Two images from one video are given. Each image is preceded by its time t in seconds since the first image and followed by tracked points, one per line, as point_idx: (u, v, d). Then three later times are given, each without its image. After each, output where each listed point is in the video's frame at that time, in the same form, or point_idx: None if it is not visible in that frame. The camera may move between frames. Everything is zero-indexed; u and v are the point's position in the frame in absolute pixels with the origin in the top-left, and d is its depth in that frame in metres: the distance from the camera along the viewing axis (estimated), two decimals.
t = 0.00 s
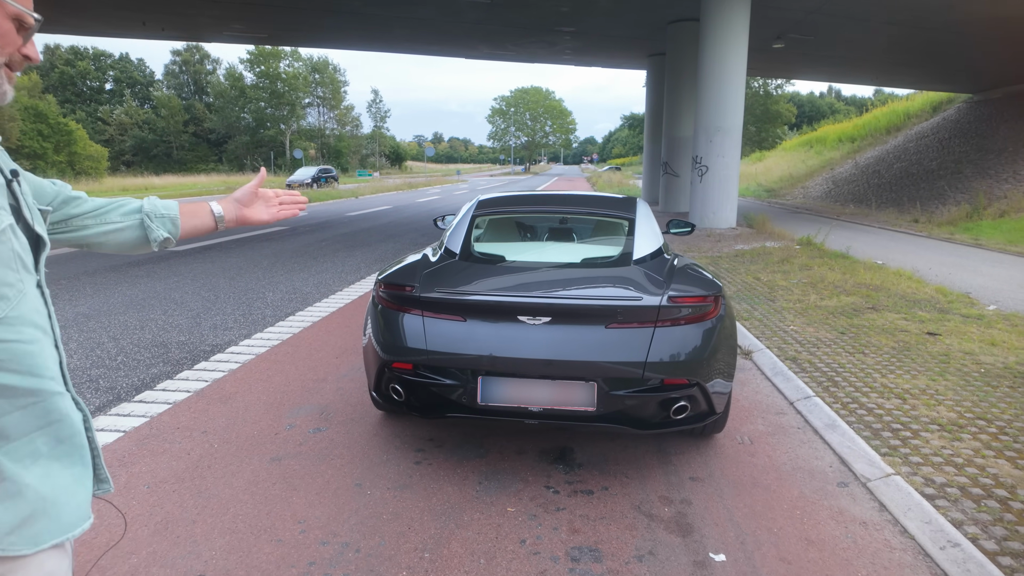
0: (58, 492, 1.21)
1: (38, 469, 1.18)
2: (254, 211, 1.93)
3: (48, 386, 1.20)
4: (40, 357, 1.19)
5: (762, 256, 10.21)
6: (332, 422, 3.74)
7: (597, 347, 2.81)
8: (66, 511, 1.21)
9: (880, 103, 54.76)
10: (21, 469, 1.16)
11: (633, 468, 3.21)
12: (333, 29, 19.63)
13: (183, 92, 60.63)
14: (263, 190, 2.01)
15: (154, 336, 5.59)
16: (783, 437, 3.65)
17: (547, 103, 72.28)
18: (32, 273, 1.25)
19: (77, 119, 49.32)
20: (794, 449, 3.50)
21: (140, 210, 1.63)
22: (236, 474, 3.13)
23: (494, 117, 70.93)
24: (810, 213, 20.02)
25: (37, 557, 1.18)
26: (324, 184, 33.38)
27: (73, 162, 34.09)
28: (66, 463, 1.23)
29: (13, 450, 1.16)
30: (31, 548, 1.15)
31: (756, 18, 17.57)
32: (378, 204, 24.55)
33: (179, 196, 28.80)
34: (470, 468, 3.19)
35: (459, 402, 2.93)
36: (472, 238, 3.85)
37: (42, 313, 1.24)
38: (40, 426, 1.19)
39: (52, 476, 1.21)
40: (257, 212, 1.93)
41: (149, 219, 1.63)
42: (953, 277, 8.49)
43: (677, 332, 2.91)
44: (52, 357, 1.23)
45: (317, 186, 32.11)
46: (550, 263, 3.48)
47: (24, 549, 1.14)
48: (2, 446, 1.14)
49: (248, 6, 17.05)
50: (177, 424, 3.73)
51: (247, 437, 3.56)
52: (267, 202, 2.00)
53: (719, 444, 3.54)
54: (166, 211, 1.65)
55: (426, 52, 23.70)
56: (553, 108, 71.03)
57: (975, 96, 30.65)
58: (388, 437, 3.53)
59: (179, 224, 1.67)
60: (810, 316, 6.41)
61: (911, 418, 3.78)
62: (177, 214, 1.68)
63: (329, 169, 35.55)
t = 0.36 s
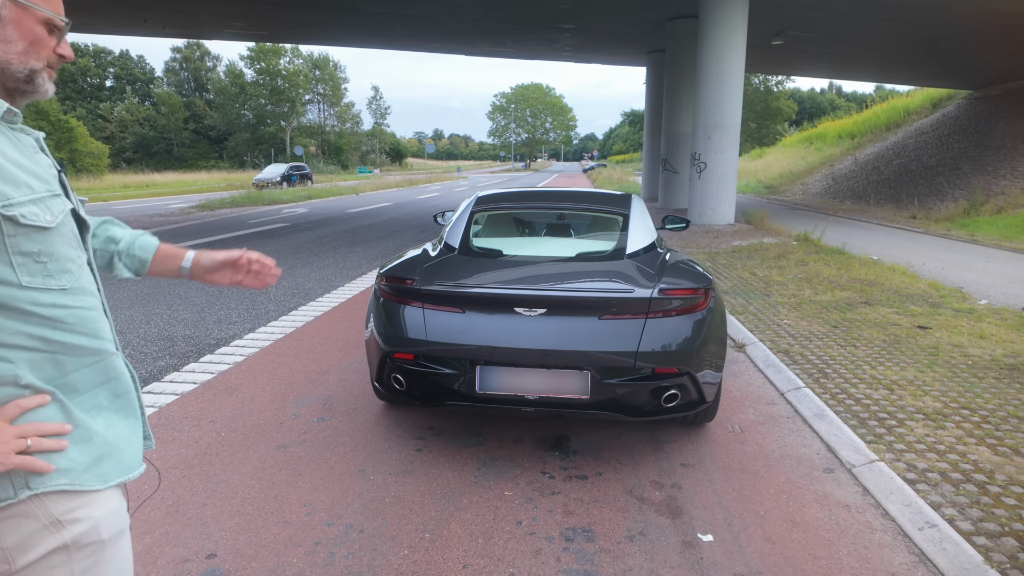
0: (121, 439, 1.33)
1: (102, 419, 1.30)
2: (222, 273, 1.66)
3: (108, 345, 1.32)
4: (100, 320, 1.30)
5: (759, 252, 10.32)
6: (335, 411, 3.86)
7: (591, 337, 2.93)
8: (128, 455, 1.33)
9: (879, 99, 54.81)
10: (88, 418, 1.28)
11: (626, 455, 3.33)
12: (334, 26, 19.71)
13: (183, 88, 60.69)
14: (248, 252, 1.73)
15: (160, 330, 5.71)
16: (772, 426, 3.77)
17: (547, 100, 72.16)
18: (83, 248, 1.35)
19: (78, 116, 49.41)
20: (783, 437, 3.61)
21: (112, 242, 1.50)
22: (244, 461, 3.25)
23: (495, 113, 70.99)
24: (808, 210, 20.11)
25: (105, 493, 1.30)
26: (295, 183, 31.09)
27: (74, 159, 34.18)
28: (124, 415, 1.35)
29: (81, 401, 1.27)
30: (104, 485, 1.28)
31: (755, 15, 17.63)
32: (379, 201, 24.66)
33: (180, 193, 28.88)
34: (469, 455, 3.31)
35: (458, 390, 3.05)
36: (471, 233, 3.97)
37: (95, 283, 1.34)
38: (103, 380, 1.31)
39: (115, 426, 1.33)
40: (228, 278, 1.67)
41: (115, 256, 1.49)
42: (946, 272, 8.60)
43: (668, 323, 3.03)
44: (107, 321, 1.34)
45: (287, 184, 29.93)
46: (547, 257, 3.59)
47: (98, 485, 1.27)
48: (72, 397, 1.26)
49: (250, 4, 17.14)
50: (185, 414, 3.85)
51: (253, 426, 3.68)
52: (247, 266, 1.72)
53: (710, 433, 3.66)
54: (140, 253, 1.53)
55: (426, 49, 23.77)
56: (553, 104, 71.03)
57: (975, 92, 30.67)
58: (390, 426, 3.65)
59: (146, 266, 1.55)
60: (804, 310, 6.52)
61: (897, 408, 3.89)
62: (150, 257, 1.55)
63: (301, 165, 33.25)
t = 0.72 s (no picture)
0: (159, 428, 1.45)
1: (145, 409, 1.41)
2: None
3: (151, 341, 1.43)
4: (143, 319, 1.41)
5: (758, 250, 10.40)
6: (341, 407, 3.94)
7: (592, 334, 3.01)
8: (163, 445, 1.45)
9: (880, 96, 54.78)
10: (134, 408, 1.38)
11: (627, 450, 3.41)
12: (335, 24, 19.76)
13: (183, 85, 60.64)
14: None
15: (166, 327, 5.80)
16: (770, 422, 3.84)
17: (548, 97, 72.05)
18: (130, 249, 1.45)
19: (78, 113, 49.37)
20: (780, 433, 3.69)
21: None
22: (253, 455, 3.33)
23: (495, 110, 71.02)
24: (808, 208, 20.18)
25: (144, 480, 1.40)
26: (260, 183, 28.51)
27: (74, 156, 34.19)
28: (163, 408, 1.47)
29: (128, 392, 1.37)
30: (145, 471, 1.39)
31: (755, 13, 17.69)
32: (380, 198, 24.72)
33: (180, 190, 28.91)
34: (473, 450, 3.39)
35: (462, 387, 3.12)
36: (474, 232, 4.04)
37: (141, 282, 1.44)
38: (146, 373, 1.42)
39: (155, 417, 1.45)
40: None
41: None
42: (944, 270, 8.67)
43: (668, 321, 3.10)
44: (150, 318, 1.44)
45: (250, 185, 27.45)
46: (549, 256, 3.66)
47: (139, 472, 1.37)
48: (119, 389, 1.35)
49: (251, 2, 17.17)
50: (195, 409, 3.93)
51: (261, 421, 3.76)
52: None
53: (709, 428, 3.73)
54: None
55: (427, 46, 23.81)
56: (553, 101, 71.06)
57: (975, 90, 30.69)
58: (395, 421, 3.73)
59: None
60: (802, 307, 6.60)
61: (891, 404, 3.97)
62: None
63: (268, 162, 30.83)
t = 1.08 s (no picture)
0: (183, 420, 1.49)
1: (170, 403, 1.45)
2: None
3: (174, 335, 1.46)
4: (169, 314, 1.44)
5: (759, 249, 10.45)
6: (349, 403, 3.99)
7: (597, 329, 3.07)
8: (185, 436, 1.49)
9: (880, 96, 54.84)
10: (159, 401, 1.42)
11: (630, 444, 3.46)
12: (336, 24, 19.81)
13: (183, 84, 60.65)
14: None
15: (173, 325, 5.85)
16: (771, 417, 3.90)
17: (548, 96, 72.09)
18: (156, 245, 1.47)
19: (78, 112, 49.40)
20: (782, 428, 3.74)
21: None
22: (263, 449, 3.38)
23: (495, 110, 71.11)
24: (808, 207, 20.22)
25: (166, 470, 1.44)
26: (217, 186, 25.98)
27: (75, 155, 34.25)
28: (185, 400, 1.50)
29: (154, 385, 1.41)
30: (168, 463, 1.43)
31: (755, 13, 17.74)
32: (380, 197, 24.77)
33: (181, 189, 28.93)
34: (480, 444, 3.44)
35: (470, 381, 3.18)
36: (479, 230, 4.09)
37: (166, 278, 1.47)
38: (171, 366, 1.45)
39: (178, 409, 1.48)
40: None
41: None
42: (943, 269, 8.73)
43: (672, 317, 3.16)
44: (174, 312, 1.47)
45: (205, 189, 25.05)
46: (554, 254, 3.71)
47: (163, 463, 1.42)
48: (146, 381, 1.39)
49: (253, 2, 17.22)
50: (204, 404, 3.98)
51: (270, 416, 3.82)
52: None
53: (711, 423, 3.79)
54: None
55: (428, 46, 23.86)
56: (553, 101, 71.14)
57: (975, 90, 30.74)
58: (402, 416, 3.78)
59: None
60: (803, 306, 6.65)
61: (891, 400, 4.03)
62: None
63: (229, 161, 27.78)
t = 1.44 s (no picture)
0: (182, 431, 1.41)
1: (167, 412, 1.38)
2: None
3: (178, 344, 1.39)
4: (173, 322, 1.37)
5: (758, 248, 10.52)
6: (357, 398, 4.05)
7: (602, 326, 3.13)
8: (186, 448, 1.42)
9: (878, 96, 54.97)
10: (154, 410, 1.36)
11: (635, 439, 3.52)
12: (336, 24, 19.83)
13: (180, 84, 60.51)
14: None
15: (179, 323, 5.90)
16: (772, 412, 3.96)
17: (546, 96, 72.24)
18: (172, 250, 1.42)
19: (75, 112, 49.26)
20: (784, 423, 3.80)
21: None
22: (274, 444, 3.43)
23: (493, 110, 71.16)
24: (807, 207, 20.30)
25: (158, 483, 1.38)
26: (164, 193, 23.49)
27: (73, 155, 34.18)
28: (187, 410, 1.44)
29: (149, 393, 1.35)
30: (158, 476, 1.36)
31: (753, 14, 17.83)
32: (379, 197, 24.79)
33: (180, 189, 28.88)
34: (487, 438, 3.50)
35: (478, 376, 3.24)
36: (485, 228, 4.15)
37: (179, 284, 1.42)
38: (169, 376, 1.39)
39: (177, 419, 1.41)
40: None
41: None
42: (940, 268, 8.80)
43: (676, 314, 3.21)
44: (183, 319, 1.41)
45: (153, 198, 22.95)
46: (559, 252, 3.78)
47: (152, 475, 1.35)
48: (141, 387, 1.34)
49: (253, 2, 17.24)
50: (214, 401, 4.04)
51: (279, 412, 3.87)
52: None
53: (713, 418, 3.86)
54: None
55: (427, 46, 23.91)
56: (551, 101, 71.24)
57: (971, 90, 30.91)
58: (409, 412, 3.84)
59: None
60: (802, 304, 6.72)
61: (890, 396, 4.09)
62: None
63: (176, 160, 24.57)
